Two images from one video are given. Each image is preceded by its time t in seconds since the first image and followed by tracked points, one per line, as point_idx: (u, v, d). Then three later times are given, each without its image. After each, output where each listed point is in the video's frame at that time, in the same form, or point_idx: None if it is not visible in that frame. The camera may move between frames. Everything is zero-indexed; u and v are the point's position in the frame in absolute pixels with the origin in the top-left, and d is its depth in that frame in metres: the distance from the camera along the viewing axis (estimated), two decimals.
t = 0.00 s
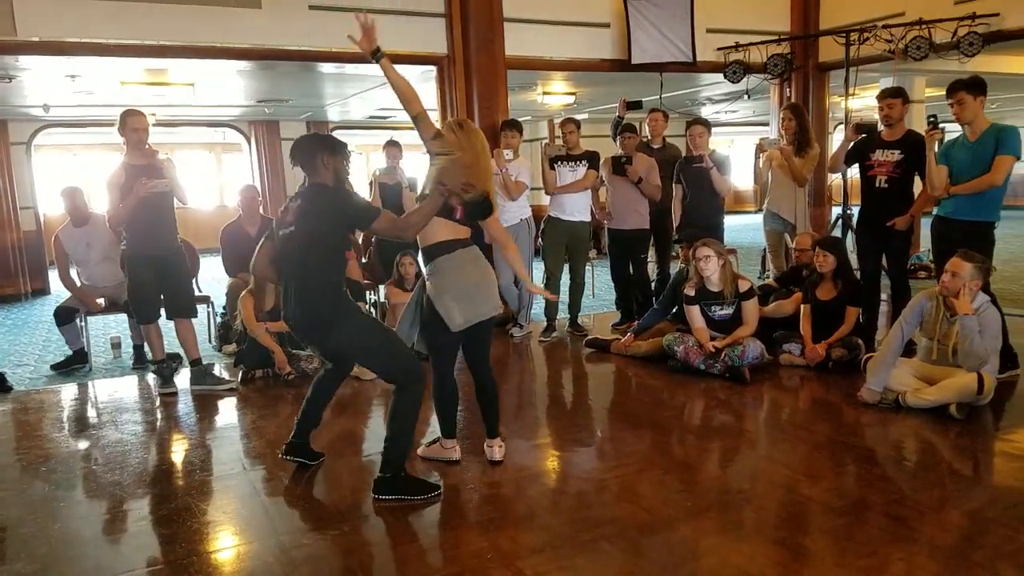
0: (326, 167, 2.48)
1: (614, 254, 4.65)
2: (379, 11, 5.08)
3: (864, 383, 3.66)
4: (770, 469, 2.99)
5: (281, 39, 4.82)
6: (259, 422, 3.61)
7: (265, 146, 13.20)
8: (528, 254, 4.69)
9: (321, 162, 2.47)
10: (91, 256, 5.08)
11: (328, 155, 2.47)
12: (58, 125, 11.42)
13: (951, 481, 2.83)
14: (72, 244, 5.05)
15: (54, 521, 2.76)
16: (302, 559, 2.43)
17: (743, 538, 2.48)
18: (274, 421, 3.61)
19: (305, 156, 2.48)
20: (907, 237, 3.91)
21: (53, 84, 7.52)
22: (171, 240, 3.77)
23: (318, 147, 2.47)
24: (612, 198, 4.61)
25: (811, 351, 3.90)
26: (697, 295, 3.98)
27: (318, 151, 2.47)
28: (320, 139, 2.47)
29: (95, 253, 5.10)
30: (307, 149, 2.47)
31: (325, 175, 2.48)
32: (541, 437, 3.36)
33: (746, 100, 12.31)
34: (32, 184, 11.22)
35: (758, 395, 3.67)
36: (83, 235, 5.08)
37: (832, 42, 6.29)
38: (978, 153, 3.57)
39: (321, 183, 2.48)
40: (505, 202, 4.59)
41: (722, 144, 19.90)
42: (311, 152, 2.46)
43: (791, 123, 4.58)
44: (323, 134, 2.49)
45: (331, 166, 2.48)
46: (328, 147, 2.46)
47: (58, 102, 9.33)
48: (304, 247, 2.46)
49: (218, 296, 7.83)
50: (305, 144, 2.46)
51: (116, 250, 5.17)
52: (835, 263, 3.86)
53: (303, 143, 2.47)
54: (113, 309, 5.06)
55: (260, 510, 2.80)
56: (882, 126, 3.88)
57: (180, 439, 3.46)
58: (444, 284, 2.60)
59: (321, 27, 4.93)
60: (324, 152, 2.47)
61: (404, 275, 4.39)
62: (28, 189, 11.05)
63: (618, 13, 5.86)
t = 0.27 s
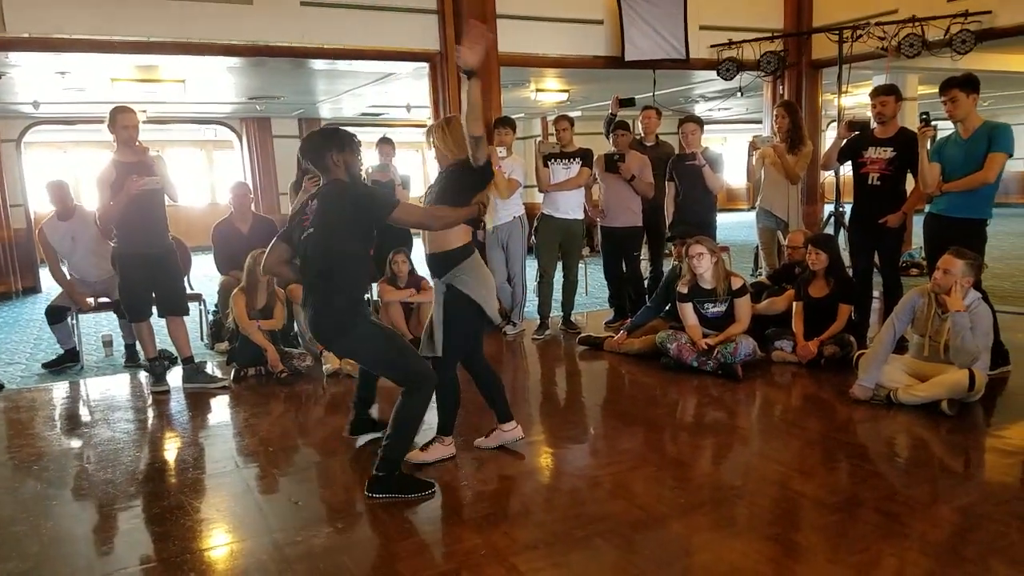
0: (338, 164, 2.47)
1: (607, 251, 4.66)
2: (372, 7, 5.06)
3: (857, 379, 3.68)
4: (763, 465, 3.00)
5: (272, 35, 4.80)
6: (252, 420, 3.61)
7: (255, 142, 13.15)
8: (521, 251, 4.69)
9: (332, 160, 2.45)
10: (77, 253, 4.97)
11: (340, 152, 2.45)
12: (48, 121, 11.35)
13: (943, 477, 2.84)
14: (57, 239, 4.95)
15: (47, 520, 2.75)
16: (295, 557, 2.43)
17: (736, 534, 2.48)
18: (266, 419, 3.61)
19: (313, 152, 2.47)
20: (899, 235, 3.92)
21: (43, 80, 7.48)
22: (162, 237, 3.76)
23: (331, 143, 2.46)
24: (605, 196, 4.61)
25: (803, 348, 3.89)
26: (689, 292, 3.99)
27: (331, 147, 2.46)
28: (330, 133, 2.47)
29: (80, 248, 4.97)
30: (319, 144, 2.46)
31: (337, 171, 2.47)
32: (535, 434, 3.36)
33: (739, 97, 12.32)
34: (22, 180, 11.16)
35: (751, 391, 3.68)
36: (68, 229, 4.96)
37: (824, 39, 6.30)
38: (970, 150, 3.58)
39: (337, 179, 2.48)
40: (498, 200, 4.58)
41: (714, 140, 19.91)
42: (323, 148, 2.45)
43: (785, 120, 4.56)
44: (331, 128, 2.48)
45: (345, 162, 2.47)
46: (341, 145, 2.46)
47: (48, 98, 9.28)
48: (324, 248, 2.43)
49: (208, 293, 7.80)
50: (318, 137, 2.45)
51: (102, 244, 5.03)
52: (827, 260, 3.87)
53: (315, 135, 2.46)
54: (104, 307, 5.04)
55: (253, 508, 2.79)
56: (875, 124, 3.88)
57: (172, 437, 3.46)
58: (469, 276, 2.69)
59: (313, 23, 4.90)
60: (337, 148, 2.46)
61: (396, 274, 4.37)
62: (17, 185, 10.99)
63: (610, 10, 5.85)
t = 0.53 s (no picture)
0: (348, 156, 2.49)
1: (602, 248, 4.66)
2: (365, 5, 5.06)
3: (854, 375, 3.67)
4: (759, 461, 3.00)
5: (266, 34, 4.80)
6: (249, 419, 3.61)
7: (252, 141, 13.16)
8: (517, 248, 4.69)
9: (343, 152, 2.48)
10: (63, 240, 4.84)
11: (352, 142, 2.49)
12: (44, 121, 11.36)
13: (940, 472, 2.84)
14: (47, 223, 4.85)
15: (44, 520, 2.75)
16: (292, 556, 2.43)
17: (734, 530, 2.48)
18: (263, 418, 3.61)
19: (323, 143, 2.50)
20: (895, 230, 3.92)
21: (37, 80, 7.47)
22: (158, 236, 3.76)
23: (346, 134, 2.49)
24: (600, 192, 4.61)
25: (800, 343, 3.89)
26: (685, 288, 3.98)
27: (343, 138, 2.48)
28: (339, 123, 2.49)
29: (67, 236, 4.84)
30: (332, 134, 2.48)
31: (346, 165, 2.49)
32: (531, 431, 3.36)
33: (735, 93, 12.32)
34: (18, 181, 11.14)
35: (747, 387, 3.68)
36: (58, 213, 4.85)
37: (818, 34, 6.30)
38: (966, 144, 3.58)
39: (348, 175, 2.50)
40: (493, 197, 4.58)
41: (711, 137, 19.91)
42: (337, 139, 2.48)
43: (780, 115, 4.57)
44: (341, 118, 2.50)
45: (354, 155, 2.49)
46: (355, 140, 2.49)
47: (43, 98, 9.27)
48: (339, 243, 2.48)
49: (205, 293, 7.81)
50: (334, 127, 2.47)
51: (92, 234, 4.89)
52: (823, 256, 3.86)
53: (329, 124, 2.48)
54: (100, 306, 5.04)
55: (250, 507, 2.79)
56: (870, 119, 3.88)
57: (169, 436, 3.46)
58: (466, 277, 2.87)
59: (307, 22, 4.90)
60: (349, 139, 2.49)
61: (392, 271, 4.40)
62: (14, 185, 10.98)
63: (605, 7, 5.85)
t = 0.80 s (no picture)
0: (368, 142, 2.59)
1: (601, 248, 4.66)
2: (365, 6, 5.07)
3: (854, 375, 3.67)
4: (759, 462, 3.00)
5: (267, 35, 4.81)
6: (248, 419, 3.61)
7: (251, 143, 13.19)
8: (516, 248, 4.69)
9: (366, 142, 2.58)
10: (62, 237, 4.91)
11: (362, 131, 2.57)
12: (44, 122, 11.39)
13: (940, 472, 2.84)
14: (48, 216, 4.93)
15: (44, 520, 2.75)
16: (292, 556, 2.43)
17: (734, 531, 2.48)
18: (263, 418, 3.61)
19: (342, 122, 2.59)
20: (894, 230, 3.92)
21: (38, 81, 7.49)
22: (157, 237, 3.76)
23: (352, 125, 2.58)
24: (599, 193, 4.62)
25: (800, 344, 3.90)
26: (684, 289, 3.99)
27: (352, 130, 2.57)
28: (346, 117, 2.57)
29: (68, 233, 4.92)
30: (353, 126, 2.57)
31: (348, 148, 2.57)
32: (531, 431, 3.36)
33: (734, 94, 12.34)
34: (18, 182, 11.15)
35: (747, 388, 3.68)
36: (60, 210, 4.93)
37: (817, 35, 6.31)
38: (966, 145, 3.58)
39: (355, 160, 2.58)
40: (492, 198, 4.60)
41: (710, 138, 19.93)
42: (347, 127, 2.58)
43: (780, 115, 4.59)
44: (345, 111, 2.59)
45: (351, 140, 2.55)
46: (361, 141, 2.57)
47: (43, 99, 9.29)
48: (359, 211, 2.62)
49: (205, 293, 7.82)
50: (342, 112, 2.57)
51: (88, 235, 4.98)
52: (822, 256, 3.87)
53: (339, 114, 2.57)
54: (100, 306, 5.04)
55: (250, 507, 2.79)
56: (869, 119, 3.88)
57: (169, 436, 3.46)
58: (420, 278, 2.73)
59: (307, 23, 4.91)
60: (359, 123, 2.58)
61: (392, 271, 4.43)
62: (14, 186, 10.99)
63: (603, 8, 5.86)
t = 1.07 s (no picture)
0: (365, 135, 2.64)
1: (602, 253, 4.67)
2: (367, 10, 5.09)
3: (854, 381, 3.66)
4: (760, 467, 2.99)
5: (269, 39, 4.83)
6: (248, 423, 3.61)
7: (253, 147, 13.22)
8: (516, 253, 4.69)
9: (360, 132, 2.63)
10: (72, 267, 5.07)
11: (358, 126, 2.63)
12: (46, 126, 11.42)
13: (941, 479, 2.83)
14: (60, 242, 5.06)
15: (43, 523, 2.75)
16: (291, 560, 2.43)
17: (734, 537, 2.48)
18: (262, 422, 3.61)
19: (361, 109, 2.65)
20: (894, 236, 3.93)
21: (40, 84, 7.51)
22: (158, 240, 3.77)
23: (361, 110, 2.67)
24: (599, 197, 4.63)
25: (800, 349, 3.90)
26: (684, 294, 3.98)
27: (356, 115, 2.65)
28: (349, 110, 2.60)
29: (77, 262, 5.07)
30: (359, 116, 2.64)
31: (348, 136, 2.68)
32: (530, 436, 3.36)
33: (734, 99, 12.36)
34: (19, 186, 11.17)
35: (748, 394, 3.68)
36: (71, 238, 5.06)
37: (818, 41, 6.32)
38: (966, 151, 3.58)
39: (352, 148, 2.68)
40: (493, 202, 4.61)
41: (711, 144, 19.96)
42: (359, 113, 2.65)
43: (781, 120, 4.60)
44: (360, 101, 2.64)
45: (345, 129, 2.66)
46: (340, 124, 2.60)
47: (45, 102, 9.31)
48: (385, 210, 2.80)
49: (205, 296, 7.83)
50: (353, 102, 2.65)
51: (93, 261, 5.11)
52: (823, 261, 3.87)
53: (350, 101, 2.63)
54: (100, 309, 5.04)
55: (249, 511, 2.79)
56: (870, 125, 3.89)
57: (168, 440, 3.46)
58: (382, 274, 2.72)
59: (309, 27, 4.93)
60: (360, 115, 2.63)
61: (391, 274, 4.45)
62: (15, 190, 11.00)
63: (603, 13, 5.88)
